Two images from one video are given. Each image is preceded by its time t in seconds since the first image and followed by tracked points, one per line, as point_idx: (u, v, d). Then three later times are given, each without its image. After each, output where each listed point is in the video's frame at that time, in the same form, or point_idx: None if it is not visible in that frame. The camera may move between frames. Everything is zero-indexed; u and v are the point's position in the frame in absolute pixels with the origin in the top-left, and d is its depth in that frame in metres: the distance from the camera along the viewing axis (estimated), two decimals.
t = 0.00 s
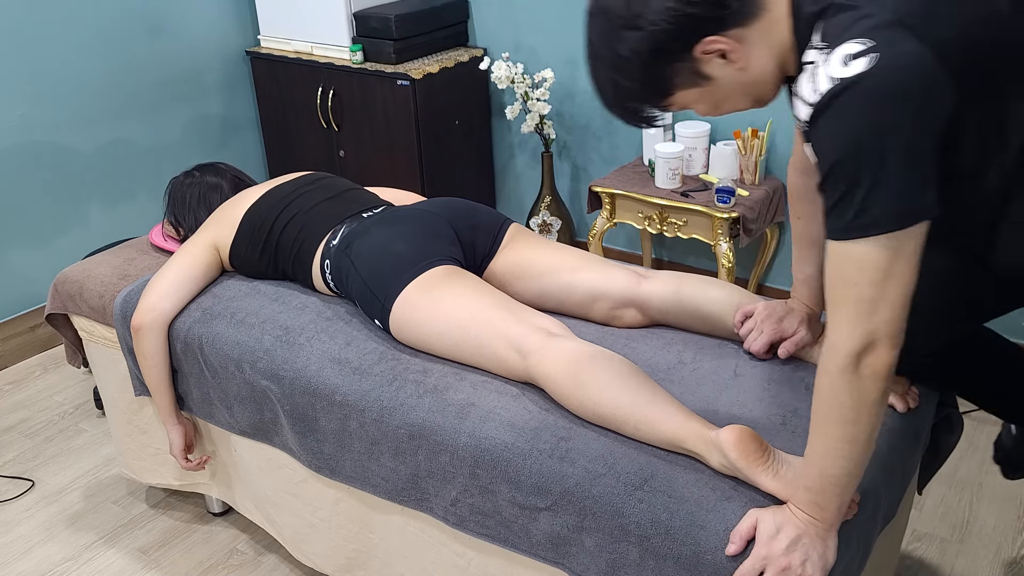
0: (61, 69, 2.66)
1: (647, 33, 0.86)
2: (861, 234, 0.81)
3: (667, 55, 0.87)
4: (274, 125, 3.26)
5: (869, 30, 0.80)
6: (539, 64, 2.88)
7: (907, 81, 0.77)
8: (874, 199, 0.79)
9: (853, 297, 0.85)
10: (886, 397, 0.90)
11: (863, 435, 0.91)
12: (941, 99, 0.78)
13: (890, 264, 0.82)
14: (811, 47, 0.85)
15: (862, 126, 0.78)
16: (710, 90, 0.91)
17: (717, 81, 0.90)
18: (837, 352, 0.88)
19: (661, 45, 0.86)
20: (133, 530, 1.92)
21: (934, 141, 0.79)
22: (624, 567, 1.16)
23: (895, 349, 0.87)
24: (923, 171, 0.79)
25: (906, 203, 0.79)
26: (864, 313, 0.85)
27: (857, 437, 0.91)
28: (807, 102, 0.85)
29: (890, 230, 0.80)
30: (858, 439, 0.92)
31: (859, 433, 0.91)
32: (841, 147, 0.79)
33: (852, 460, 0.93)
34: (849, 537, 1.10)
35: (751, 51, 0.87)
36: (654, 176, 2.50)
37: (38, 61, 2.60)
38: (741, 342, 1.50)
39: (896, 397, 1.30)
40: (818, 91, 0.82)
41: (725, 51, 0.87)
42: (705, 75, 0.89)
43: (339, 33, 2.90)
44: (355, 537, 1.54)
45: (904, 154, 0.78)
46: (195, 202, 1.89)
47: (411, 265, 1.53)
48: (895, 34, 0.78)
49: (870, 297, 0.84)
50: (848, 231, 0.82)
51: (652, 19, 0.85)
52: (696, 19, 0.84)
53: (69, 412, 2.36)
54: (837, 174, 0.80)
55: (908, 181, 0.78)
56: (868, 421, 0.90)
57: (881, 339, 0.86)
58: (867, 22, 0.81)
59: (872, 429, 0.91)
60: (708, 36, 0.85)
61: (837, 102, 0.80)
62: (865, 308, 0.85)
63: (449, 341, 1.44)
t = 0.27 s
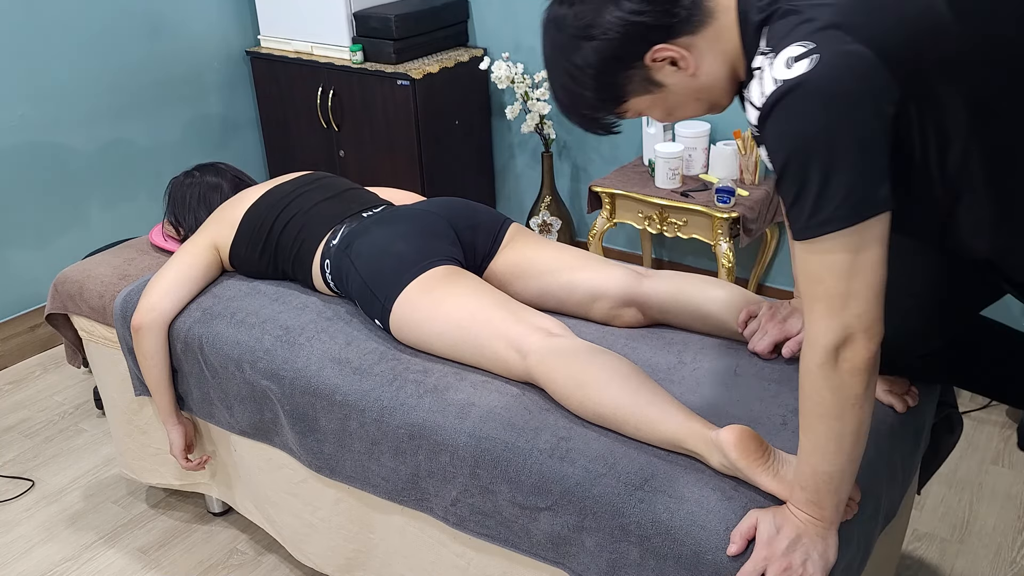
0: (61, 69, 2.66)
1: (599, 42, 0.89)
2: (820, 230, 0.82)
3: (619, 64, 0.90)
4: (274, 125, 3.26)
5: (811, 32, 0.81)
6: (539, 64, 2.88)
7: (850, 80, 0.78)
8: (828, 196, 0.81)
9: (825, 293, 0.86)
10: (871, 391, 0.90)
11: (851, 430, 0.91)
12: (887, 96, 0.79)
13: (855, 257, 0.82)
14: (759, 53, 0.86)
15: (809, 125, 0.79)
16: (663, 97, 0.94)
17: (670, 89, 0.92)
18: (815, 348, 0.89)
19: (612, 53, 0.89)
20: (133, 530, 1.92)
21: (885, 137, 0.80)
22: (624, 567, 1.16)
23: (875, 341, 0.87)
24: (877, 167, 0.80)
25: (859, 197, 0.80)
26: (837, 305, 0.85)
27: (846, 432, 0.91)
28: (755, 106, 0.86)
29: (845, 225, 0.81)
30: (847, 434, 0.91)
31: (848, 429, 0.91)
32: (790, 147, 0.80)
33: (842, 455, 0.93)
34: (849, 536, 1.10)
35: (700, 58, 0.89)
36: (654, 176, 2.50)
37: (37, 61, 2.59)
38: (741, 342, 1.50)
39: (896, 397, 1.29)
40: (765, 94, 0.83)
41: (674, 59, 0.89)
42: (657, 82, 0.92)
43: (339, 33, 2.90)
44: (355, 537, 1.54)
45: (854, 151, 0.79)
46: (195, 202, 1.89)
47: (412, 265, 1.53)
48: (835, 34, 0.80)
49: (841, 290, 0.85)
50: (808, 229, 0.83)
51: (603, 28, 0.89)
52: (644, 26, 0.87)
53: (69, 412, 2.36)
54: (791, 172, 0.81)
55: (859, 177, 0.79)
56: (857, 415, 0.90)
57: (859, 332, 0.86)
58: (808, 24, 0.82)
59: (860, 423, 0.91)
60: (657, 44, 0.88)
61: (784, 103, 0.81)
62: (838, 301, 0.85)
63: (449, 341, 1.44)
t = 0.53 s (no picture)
0: (62, 69, 2.67)
1: (567, 58, 0.92)
2: (789, 230, 0.83)
3: (587, 77, 0.93)
4: (274, 125, 3.26)
5: (769, 37, 0.82)
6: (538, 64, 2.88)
7: (808, 81, 0.79)
8: (796, 196, 0.82)
9: (805, 291, 0.86)
10: (860, 387, 0.90)
11: (842, 428, 0.91)
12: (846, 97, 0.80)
13: (830, 252, 0.83)
14: (723, 60, 0.87)
15: (770, 128, 0.80)
16: (633, 105, 0.96)
17: (639, 98, 0.95)
18: (800, 346, 0.89)
19: (580, 68, 0.92)
20: (133, 530, 1.92)
21: (847, 135, 0.81)
22: (624, 567, 1.16)
23: (859, 337, 0.87)
24: (841, 165, 0.81)
25: (825, 195, 0.81)
26: (818, 302, 0.86)
27: (837, 430, 0.91)
28: (720, 112, 0.86)
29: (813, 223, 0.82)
30: (840, 431, 0.91)
31: (840, 426, 0.91)
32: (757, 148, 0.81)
33: (834, 452, 0.93)
34: (850, 537, 1.10)
35: (666, 70, 0.91)
36: (654, 176, 2.50)
37: (37, 61, 2.59)
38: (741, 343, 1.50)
39: (895, 397, 1.29)
40: (727, 100, 0.84)
41: (640, 71, 0.91)
42: (626, 92, 0.94)
43: (340, 33, 2.90)
44: (356, 537, 1.54)
45: (817, 151, 0.80)
46: (195, 202, 1.89)
47: (412, 265, 1.53)
48: (791, 38, 0.81)
49: (820, 288, 0.85)
50: (778, 230, 0.84)
51: (570, 44, 0.91)
52: (609, 42, 0.89)
53: (69, 412, 2.36)
54: (758, 174, 0.82)
55: (823, 176, 0.81)
56: (847, 411, 0.90)
57: (841, 328, 0.86)
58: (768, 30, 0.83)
59: (850, 421, 0.91)
60: (622, 57, 0.90)
61: (745, 108, 0.82)
62: (818, 298, 0.86)
63: (449, 340, 1.44)
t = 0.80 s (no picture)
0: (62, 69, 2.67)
1: (551, 71, 0.95)
2: (773, 231, 0.84)
3: (572, 90, 0.95)
4: (274, 125, 3.25)
5: (746, 42, 0.83)
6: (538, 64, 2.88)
7: (785, 85, 0.80)
8: (778, 198, 0.82)
9: (795, 291, 0.86)
10: (855, 386, 0.90)
11: (838, 427, 0.91)
12: (822, 98, 0.81)
13: (817, 250, 0.84)
14: (703, 66, 0.88)
15: (749, 132, 0.81)
16: (618, 115, 0.98)
17: (623, 108, 0.97)
18: (792, 346, 0.89)
19: (564, 81, 0.94)
20: (133, 530, 1.92)
21: (823, 137, 0.82)
22: (625, 567, 1.16)
23: (851, 334, 0.87)
24: (819, 166, 0.81)
25: (807, 195, 0.82)
26: (808, 302, 0.86)
27: (833, 429, 0.91)
28: (702, 117, 0.88)
29: (797, 224, 0.83)
30: (835, 430, 0.91)
31: (836, 426, 0.91)
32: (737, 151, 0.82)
33: (830, 452, 0.93)
34: (849, 537, 1.10)
35: (647, 78, 0.93)
36: (654, 176, 2.50)
37: (37, 60, 2.59)
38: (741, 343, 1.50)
39: (895, 398, 1.29)
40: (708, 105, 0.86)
41: (622, 81, 0.93)
42: (609, 102, 0.96)
43: (340, 33, 2.90)
44: (356, 537, 1.54)
45: (797, 153, 0.80)
46: (196, 202, 1.89)
47: (411, 265, 1.53)
48: (768, 43, 0.82)
49: (809, 287, 0.85)
50: (762, 232, 0.85)
51: (553, 58, 0.94)
52: (591, 54, 0.91)
53: (69, 412, 2.36)
54: (739, 175, 0.83)
55: (804, 177, 0.81)
56: (843, 411, 0.90)
57: (833, 326, 0.86)
58: (743, 35, 0.84)
59: (846, 421, 0.91)
60: (604, 68, 0.92)
61: (724, 113, 0.83)
62: (808, 298, 0.86)
63: (448, 340, 1.44)
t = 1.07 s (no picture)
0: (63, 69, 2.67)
1: (562, 67, 0.91)
2: (783, 233, 0.83)
3: (583, 86, 0.92)
4: (274, 125, 3.26)
5: (762, 40, 0.83)
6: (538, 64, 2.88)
7: (799, 84, 0.80)
8: (788, 199, 0.82)
9: (800, 294, 0.86)
10: (857, 391, 0.90)
11: (839, 430, 0.91)
12: (837, 96, 0.81)
13: (824, 253, 0.83)
14: (717, 64, 0.88)
15: (762, 131, 0.81)
16: (629, 110, 0.95)
17: (634, 104, 0.94)
18: (796, 349, 0.89)
19: (575, 77, 0.91)
20: (133, 530, 1.92)
21: (837, 137, 0.81)
22: (625, 567, 1.16)
23: (855, 340, 0.87)
24: (832, 166, 0.81)
25: (817, 198, 0.82)
26: (814, 305, 0.86)
27: (835, 432, 0.91)
28: (715, 116, 0.87)
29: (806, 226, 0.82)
30: (837, 432, 0.91)
31: (837, 429, 0.91)
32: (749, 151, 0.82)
33: (831, 455, 0.93)
34: (849, 537, 1.10)
35: (659, 74, 0.91)
36: (654, 176, 2.50)
37: (37, 60, 2.59)
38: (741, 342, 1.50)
39: (894, 398, 1.29)
40: (722, 104, 0.85)
41: (634, 77, 0.91)
42: (621, 98, 0.93)
43: (340, 33, 2.90)
44: (356, 537, 1.54)
45: (808, 154, 0.80)
46: (196, 202, 1.89)
47: (411, 265, 1.53)
48: (784, 41, 0.82)
49: (815, 291, 0.85)
50: (772, 233, 0.85)
51: (564, 53, 0.91)
52: (602, 49, 0.89)
53: (70, 412, 2.36)
54: (752, 174, 0.83)
55: (815, 178, 0.81)
56: (844, 414, 0.90)
57: (838, 331, 0.86)
58: (761, 32, 0.84)
59: (847, 423, 0.91)
60: (616, 63, 0.90)
61: (738, 112, 0.83)
62: (814, 301, 0.86)
63: (448, 340, 1.44)
